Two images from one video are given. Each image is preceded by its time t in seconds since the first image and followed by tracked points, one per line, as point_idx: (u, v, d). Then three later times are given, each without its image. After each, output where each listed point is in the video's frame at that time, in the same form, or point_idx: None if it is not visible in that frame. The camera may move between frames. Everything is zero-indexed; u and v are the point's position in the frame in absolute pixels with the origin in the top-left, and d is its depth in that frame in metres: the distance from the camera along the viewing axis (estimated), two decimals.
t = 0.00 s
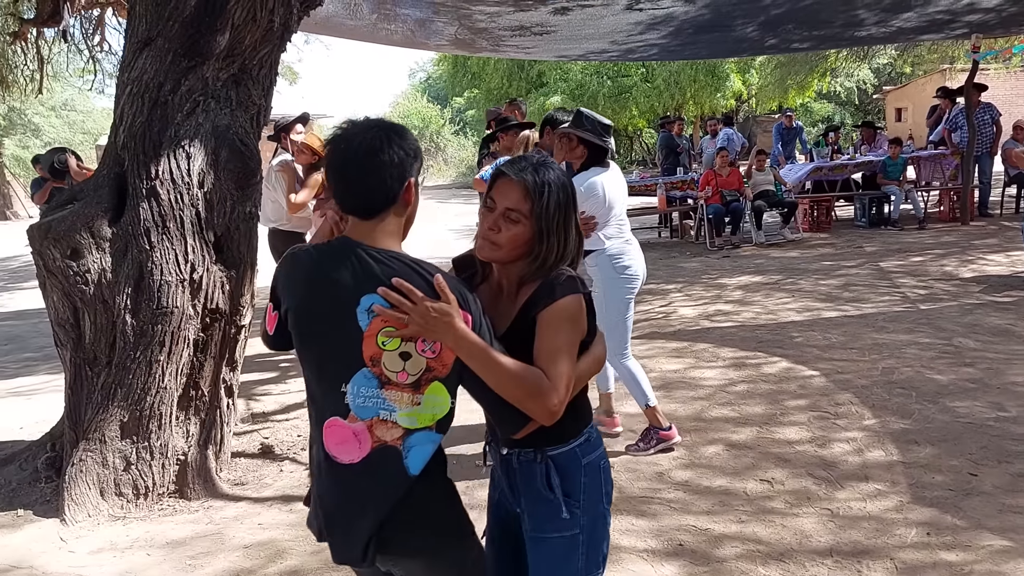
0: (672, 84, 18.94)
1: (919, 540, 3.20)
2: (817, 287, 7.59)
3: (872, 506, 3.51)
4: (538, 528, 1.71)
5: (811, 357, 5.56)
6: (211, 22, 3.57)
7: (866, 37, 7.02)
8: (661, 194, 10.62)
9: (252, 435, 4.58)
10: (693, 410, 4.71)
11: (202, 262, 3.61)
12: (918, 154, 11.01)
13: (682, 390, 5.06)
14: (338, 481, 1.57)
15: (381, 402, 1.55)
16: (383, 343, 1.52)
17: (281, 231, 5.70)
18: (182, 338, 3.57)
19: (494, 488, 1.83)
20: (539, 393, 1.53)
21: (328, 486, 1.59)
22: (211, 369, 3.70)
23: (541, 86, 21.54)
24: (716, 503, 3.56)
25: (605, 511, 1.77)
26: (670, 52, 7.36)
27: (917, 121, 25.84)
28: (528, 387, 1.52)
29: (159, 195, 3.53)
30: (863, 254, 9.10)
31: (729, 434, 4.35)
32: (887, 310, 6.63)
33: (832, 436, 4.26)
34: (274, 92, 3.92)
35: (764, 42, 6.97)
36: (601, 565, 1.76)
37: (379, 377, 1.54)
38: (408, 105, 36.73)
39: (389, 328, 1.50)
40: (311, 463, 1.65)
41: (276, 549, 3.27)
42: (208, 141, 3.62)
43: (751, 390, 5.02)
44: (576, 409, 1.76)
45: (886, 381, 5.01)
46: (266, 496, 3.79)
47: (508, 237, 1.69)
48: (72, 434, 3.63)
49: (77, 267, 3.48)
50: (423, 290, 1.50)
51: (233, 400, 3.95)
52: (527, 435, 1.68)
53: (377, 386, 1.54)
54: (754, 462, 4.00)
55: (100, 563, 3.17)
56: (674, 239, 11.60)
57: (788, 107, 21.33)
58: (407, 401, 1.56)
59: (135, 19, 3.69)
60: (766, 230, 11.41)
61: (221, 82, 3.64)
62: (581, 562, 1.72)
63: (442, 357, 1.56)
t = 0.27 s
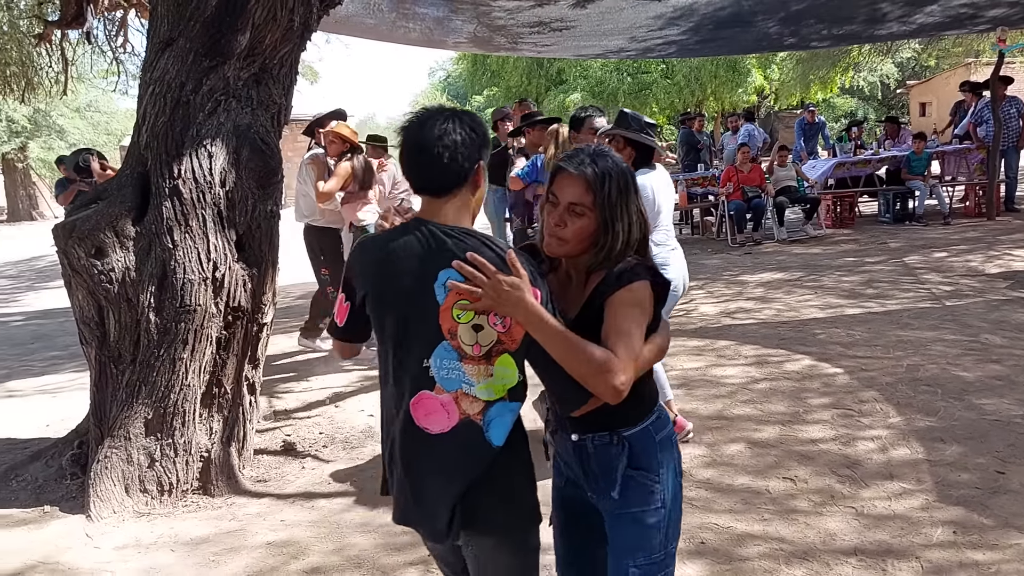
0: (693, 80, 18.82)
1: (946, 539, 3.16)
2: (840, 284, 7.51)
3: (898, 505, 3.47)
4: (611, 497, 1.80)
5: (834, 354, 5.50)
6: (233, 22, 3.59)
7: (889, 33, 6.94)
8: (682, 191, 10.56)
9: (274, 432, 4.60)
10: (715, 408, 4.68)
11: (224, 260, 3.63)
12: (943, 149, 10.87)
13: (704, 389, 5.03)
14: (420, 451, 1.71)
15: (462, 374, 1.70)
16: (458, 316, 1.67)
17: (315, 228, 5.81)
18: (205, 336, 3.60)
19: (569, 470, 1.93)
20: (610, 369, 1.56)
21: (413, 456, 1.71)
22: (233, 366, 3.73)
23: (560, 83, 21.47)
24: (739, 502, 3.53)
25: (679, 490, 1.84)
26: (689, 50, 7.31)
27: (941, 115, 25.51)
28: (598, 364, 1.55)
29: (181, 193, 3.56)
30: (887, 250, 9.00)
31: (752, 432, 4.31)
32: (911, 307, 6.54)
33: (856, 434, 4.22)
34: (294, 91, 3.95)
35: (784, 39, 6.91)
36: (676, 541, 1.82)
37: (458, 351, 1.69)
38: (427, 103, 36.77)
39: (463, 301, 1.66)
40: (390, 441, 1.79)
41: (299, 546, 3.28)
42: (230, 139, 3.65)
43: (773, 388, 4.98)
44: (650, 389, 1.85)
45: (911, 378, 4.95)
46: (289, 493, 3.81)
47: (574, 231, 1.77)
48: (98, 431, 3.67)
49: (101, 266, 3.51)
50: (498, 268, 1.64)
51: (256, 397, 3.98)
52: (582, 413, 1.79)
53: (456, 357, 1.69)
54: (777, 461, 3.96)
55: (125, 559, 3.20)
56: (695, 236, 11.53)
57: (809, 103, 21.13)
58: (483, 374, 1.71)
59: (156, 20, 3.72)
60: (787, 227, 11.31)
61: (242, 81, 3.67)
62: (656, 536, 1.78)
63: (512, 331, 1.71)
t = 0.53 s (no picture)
0: (719, 74, 18.66)
1: (980, 539, 3.10)
2: (869, 279, 7.41)
3: (931, 503, 3.41)
4: (687, 512, 1.79)
5: (863, 351, 5.43)
6: (259, 20, 3.61)
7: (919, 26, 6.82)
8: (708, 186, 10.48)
9: (301, 428, 4.63)
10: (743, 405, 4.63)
11: (251, 257, 3.65)
12: (975, 142, 10.68)
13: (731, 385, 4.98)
14: (489, 442, 1.78)
15: (524, 359, 1.75)
16: (518, 301, 1.73)
17: (353, 225, 5.88)
18: (234, 333, 3.62)
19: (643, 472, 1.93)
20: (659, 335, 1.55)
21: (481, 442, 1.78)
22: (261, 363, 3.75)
23: (585, 79, 21.40)
24: (768, 500, 3.49)
25: (757, 502, 1.82)
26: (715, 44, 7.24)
27: (973, 107, 25.11)
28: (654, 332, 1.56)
29: (209, 191, 3.58)
30: (918, 244, 8.86)
31: (780, 429, 4.27)
32: (942, 302, 6.44)
33: (887, 432, 4.15)
34: (320, 89, 3.96)
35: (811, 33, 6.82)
36: (751, 553, 1.81)
37: (520, 334, 1.74)
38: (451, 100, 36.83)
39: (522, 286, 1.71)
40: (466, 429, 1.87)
41: (325, 542, 3.30)
42: (257, 138, 3.67)
43: (802, 385, 4.92)
44: (733, 398, 1.81)
45: (943, 374, 4.87)
46: (316, 489, 3.83)
47: (658, 214, 1.78)
48: (128, 427, 3.71)
49: (130, 263, 3.54)
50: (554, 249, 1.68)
51: (283, 394, 4.00)
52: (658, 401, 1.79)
53: (519, 343, 1.75)
54: (806, 458, 3.92)
55: (156, 554, 3.23)
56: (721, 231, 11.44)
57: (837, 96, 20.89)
58: (544, 357, 1.75)
59: (183, 19, 3.74)
60: (815, 222, 11.18)
61: (268, 80, 3.69)
62: (729, 549, 1.78)
63: (573, 312, 1.72)
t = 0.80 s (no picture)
0: (745, 66, 18.49)
1: (1014, 537, 3.05)
2: (899, 273, 7.31)
3: (963, 500, 3.36)
4: (794, 526, 1.70)
5: (893, 345, 5.36)
6: (285, 17, 3.63)
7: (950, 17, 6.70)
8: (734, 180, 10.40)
9: (329, 423, 4.67)
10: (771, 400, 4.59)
11: (279, 253, 3.68)
12: (1007, 133, 10.49)
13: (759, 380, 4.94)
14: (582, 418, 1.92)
15: (605, 336, 1.86)
16: (602, 279, 1.85)
17: (391, 216, 5.91)
18: (262, 328, 3.65)
19: (755, 485, 1.85)
20: (718, 305, 1.56)
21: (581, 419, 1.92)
22: (290, 358, 3.78)
23: (610, 72, 21.31)
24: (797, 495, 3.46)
25: (871, 521, 1.67)
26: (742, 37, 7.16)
27: (1004, 98, 24.69)
28: (710, 300, 1.58)
29: (237, 188, 3.60)
30: (949, 238, 8.73)
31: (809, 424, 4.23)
32: (974, 296, 6.34)
33: (918, 427, 4.10)
34: (346, 85, 3.98)
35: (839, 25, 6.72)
36: None
37: (602, 311, 1.87)
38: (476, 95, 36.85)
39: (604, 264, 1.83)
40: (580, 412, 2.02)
41: (351, 537, 3.31)
42: (284, 134, 3.69)
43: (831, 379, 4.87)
44: (847, 403, 1.70)
45: (975, 369, 4.80)
46: (344, 483, 3.85)
47: (752, 198, 1.79)
48: (160, 421, 3.75)
49: (161, 259, 3.57)
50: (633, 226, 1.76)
51: (311, 389, 4.03)
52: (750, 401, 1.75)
53: (600, 320, 1.87)
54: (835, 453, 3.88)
55: (187, 547, 3.27)
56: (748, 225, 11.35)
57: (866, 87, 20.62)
58: (625, 335, 1.84)
59: (211, 16, 3.77)
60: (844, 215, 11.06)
61: (295, 76, 3.71)
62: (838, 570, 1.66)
63: (653, 289, 1.83)
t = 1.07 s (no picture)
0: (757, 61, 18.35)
1: None
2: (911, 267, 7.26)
3: (976, 495, 3.34)
4: (853, 509, 1.82)
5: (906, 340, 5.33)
6: (296, 13, 3.63)
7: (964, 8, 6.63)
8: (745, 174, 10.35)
9: (340, 418, 4.68)
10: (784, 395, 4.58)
11: (290, 249, 3.68)
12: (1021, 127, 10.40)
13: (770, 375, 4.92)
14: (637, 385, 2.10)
15: (660, 307, 2.02)
16: (659, 252, 2.02)
17: (416, 218, 5.82)
18: (273, 323, 3.66)
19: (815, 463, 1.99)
20: (762, 284, 1.73)
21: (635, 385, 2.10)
22: (301, 353, 3.79)
23: (620, 67, 21.21)
24: (810, 490, 3.45)
25: (925, 511, 1.74)
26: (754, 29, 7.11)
27: (1018, 91, 24.45)
28: (757, 280, 1.74)
29: (248, 184, 3.61)
30: (962, 232, 8.66)
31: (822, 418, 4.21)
32: (988, 291, 6.28)
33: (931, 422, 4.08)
34: (357, 81, 3.98)
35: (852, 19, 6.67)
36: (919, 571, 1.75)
37: (657, 284, 2.02)
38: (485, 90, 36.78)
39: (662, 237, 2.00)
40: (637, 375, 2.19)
41: (361, 533, 3.32)
42: (295, 130, 3.69)
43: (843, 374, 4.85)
44: (914, 395, 1.79)
45: (988, 364, 4.77)
46: (356, 478, 3.86)
47: (822, 179, 1.93)
48: (172, 417, 3.77)
49: (173, 255, 3.58)
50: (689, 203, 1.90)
51: (322, 384, 4.03)
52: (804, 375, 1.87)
53: (656, 293, 2.03)
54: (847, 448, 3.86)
55: (199, 542, 3.28)
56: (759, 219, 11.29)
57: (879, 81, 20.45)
58: (680, 306, 2.00)
59: (221, 12, 3.78)
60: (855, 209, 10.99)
61: (306, 72, 3.72)
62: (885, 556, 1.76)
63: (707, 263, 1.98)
